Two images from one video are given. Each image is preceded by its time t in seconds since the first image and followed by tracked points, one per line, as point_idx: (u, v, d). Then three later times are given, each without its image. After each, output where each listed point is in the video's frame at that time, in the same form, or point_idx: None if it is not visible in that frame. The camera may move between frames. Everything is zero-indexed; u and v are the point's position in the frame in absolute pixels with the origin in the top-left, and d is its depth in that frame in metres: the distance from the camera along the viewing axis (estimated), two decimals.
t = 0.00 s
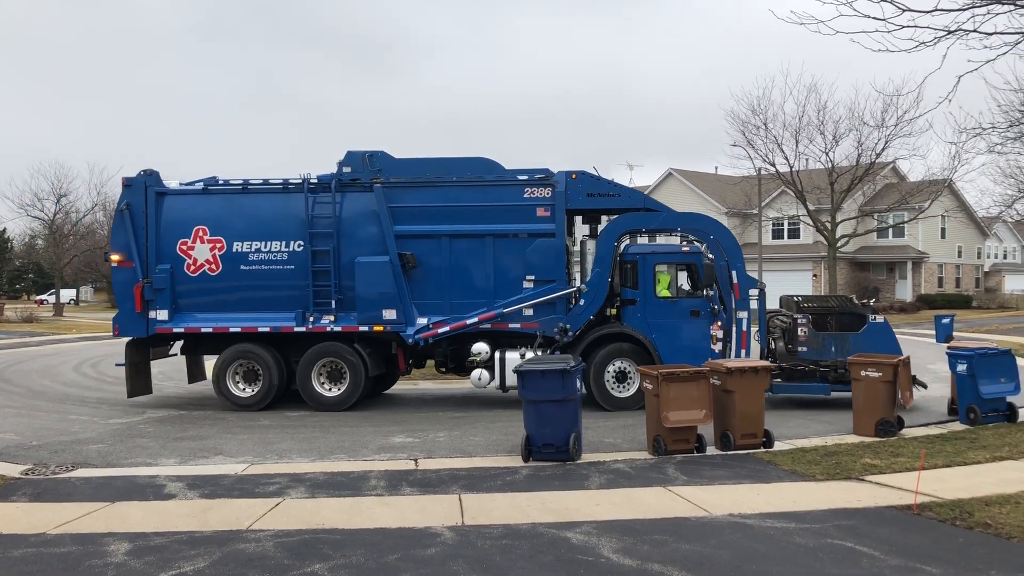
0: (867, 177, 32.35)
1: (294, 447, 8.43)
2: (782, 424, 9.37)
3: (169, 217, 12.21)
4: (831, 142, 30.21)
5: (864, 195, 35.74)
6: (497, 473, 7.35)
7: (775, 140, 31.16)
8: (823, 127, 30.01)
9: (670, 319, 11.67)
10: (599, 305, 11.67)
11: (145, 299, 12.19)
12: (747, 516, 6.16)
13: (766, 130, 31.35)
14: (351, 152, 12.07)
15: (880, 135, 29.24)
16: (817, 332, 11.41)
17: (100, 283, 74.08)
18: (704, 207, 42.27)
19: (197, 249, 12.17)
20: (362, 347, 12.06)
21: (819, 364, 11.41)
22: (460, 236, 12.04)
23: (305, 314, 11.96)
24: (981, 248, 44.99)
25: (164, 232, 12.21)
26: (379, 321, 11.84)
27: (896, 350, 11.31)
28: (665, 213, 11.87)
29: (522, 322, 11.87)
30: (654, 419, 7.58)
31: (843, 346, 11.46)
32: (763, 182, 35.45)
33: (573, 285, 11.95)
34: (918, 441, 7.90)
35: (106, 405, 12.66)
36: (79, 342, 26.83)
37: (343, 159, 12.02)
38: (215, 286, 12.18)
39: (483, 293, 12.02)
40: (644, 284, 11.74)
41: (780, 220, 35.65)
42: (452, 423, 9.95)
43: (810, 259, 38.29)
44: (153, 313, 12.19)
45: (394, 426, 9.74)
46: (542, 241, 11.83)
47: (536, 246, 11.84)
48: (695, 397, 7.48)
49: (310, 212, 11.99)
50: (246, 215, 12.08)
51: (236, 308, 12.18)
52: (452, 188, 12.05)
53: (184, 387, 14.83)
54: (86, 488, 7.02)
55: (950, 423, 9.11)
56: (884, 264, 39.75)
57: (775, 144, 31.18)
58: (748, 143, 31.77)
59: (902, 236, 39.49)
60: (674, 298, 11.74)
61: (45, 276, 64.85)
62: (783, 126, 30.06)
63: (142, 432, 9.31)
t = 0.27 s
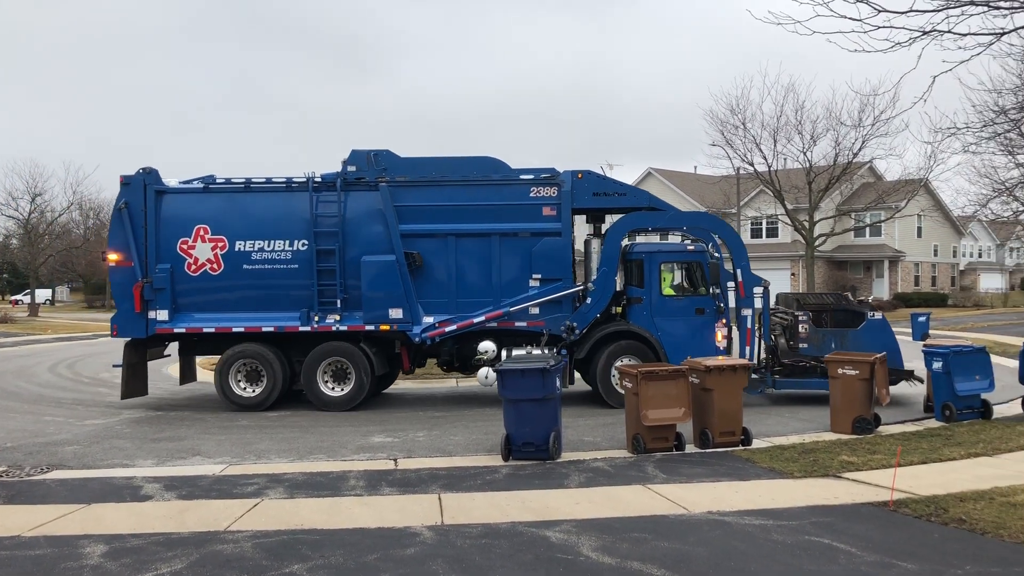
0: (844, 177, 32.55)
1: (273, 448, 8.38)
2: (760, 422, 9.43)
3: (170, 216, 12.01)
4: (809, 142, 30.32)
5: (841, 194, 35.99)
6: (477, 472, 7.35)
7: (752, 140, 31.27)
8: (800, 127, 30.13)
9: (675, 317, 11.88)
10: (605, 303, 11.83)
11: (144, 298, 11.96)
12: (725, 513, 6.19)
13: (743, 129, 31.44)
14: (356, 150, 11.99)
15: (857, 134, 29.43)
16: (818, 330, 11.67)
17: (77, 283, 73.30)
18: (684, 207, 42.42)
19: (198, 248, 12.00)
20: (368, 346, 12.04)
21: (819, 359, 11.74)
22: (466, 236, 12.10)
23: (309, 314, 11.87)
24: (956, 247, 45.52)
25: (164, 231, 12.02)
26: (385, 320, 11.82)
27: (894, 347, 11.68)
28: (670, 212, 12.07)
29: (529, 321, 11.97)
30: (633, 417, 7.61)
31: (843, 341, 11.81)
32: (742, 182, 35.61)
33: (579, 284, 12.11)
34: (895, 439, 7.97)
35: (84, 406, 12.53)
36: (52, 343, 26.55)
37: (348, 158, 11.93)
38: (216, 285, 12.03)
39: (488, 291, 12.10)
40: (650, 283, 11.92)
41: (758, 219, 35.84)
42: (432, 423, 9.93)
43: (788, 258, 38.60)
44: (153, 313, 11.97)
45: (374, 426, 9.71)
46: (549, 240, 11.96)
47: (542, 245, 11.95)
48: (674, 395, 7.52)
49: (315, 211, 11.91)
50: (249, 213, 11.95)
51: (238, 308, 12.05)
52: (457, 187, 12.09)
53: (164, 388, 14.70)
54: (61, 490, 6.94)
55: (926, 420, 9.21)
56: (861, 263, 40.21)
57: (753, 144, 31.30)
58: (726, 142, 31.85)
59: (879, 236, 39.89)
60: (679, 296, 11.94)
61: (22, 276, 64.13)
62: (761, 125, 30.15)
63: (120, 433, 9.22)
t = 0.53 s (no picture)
0: (823, 177, 32.76)
1: (251, 448, 8.33)
2: (739, 421, 9.46)
3: (168, 214, 11.82)
4: (788, 143, 30.45)
5: (819, 194, 36.22)
6: (457, 472, 7.34)
7: (732, 141, 31.39)
8: (779, 128, 30.26)
9: (677, 316, 12.15)
10: (610, 302, 12.03)
11: (143, 298, 11.76)
12: (704, 512, 6.22)
13: (723, 130, 31.54)
14: (359, 150, 11.91)
15: (836, 136, 29.62)
16: (815, 328, 11.98)
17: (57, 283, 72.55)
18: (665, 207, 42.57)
19: (198, 248, 11.84)
20: (372, 346, 12.03)
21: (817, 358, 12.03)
22: (470, 235, 12.10)
23: (312, 314, 11.77)
24: (934, 247, 46.00)
25: (163, 230, 11.82)
26: (390, 320, 11.79)
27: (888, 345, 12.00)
28: (673, 213, 12.34)
29: (532, 320, 12.07)
30: (613, 417, 7.62)
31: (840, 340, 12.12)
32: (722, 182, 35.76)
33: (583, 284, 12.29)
34: (872, 437, 8.04)
35: (63, 407, 12.40)
36: (25, 343, 26.27)
37: (351, 157, 11.84)
38: (217, 285, 11.88)
39: (492, 291, 12.14)
40: (653, 282, 12.17)
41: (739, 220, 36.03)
42: (412, 423, 9.91)
43: (768, 258, 38.89)
44: (152, 313, 11.78)
45: (354, 427, 9.67)
46: (553, 240, 12.07)
47: (546, 245, 12.06)
48: (653, 395, 7.53)
49: (317, 211, 11.81)
50: (250, 212, 11.82)
51: (240, 307, 11.91)
52: (461, 187, 12.10)
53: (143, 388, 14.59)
54: (36, 492, 6.87)
55: (903, 419, 9.28)
56: (840, 263, 40.61)
57: (733, 145, 31.42)
58: (706, 143, 31.92)
59: (857, 236, 40.27)
60: (682, 296, 12.20)
61: None
62: (740, 126, 30.26)
63: (97, 435, 9.13)
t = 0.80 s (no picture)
0: (803, 180, 32.98)
1: (230, 451, 8.28)
2: (719, 422, 9.50)
3: (165, 214, 11.67)
4: (768, 146, 30.60)
5: (799, 197, 36.45)
6: (437, 474, 7.32)
7: (713, 143, 31.52)
8: (760, 131, 30.42)
9: (676, 317, 12.24)
10: (609, 303, 12.12)
11: (139, 299, 11.60)
12: (684, 513, 6.23)
13: (704, 132, 31.67)
14: (360, 150, 11.88)
15: (815, 139, 29.83)
16: (808, 329, 12.21)
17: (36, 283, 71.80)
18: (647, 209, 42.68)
19: (195, 248, 11.71)
20: (373, 347, 12.02)
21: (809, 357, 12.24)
22: (470, 236, 12.12)
23: (311, 315, 11.70)
24: (912, 249, 46.44)
25: (159, 230, 11.66)
26: (390, 321, 11.75)
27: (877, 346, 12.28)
28: (671, 215, 12.42)
29: (532, 321, 12.15)
30: (594, 419, 7.63)
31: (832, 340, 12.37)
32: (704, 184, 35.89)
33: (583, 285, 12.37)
34: (850, 439, 8.09)
35: (42, 408, 12.26)
36: None
37: (351, 157, 11.81)
38: (215, 286, 11.76)
39: (492, 292, 12.18)
40: (651, 284, 12.25)
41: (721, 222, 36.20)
42: (393, 425, 9.87)
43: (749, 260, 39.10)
44: (148, 315, 11.62)
45: (334, 428, 9.63)
46: (553, 241, 12.13)
47: (546, 246, 12.12)
48: (633, 396, 7.55)
49: (315, 212, 11.74)
50: (249, 212, 11.72)
51: (238, 308, 11.81)
52: (461, 189, 12.11)
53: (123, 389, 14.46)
54: (10, 495, 6.79)
55: (881, 420, 9.36)
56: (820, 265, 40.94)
57: (714, 147, 31.54)
58: (687, 145, 32.03)
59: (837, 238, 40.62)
60: (680, 297, 12.29)
61: None
62: (721, 129, 30.43)
63: (75, 437, 9.04)
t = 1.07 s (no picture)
0: (785, 183, 33.18)
1: (210, 452, 8.24)
2: (700, 425, 9.52)
3: (159, 214, 11.54)
4: (751, 149, 30.77)
5: (781, 200, 36.63)
6: (418, 477, 7.30)
7: (696, 146, 31.65)
8: (743, 134, 30.60)
9: (671, 319, 12.28)
10: (605, 305, 12.15)
11: (132, 300, 11.43)
12: (663, 516, 6.24)
13: (687, 135, 31.78)
14: (357, 151, 11.85)
15: (797, 142, 30.03)
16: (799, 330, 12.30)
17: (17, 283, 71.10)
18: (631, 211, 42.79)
19: (190, 249, 11.59)
20: (368, 349, 12.00)
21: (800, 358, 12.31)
22: (467, 238, 12.14)
23: (308, 316, 11.63)
24: (893, 252, 46.83)
25: (153, 230, 11.52)
26: (386, 322, 11.70)
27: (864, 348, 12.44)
28: (666, 217, 12.46)
29: (528, 322, 12.18)
30: (575, 421, 7.64)
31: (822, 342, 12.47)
32: (687, 187, 36.02)
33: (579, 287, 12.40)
34: (830, 441, 8.13)
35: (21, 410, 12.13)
36: None
37: (348, 158, 11.77)
38: (209, 287, 11.63)
39: (488, 294, 12.19)
40: (646, 286, 12.28)
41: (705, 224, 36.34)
42: (375, 427, 9.83)
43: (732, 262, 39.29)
44: (141, 316, 11.44)
45: (314, 431, 9.58)
46: (550, 244, 12.20)
47: (543, 248, 12.17)
48: (615, 398, 7.56)
49: (311, 213, 11.68)
50: (245, 213, 11.63)
51: (232, 309, 11.68)
52: (458, 191, 12.12)
53: (103, 391, 14.33)
54: None
55: (860, 422, 9.42)
56: (802, 268, 41.22)
57: (696, 150, 31.66)
58: (670, 148, 32.15)
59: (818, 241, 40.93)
60: (675, 299, 12.34)
61: None
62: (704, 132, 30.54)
63: (54, 439, 8.95)
